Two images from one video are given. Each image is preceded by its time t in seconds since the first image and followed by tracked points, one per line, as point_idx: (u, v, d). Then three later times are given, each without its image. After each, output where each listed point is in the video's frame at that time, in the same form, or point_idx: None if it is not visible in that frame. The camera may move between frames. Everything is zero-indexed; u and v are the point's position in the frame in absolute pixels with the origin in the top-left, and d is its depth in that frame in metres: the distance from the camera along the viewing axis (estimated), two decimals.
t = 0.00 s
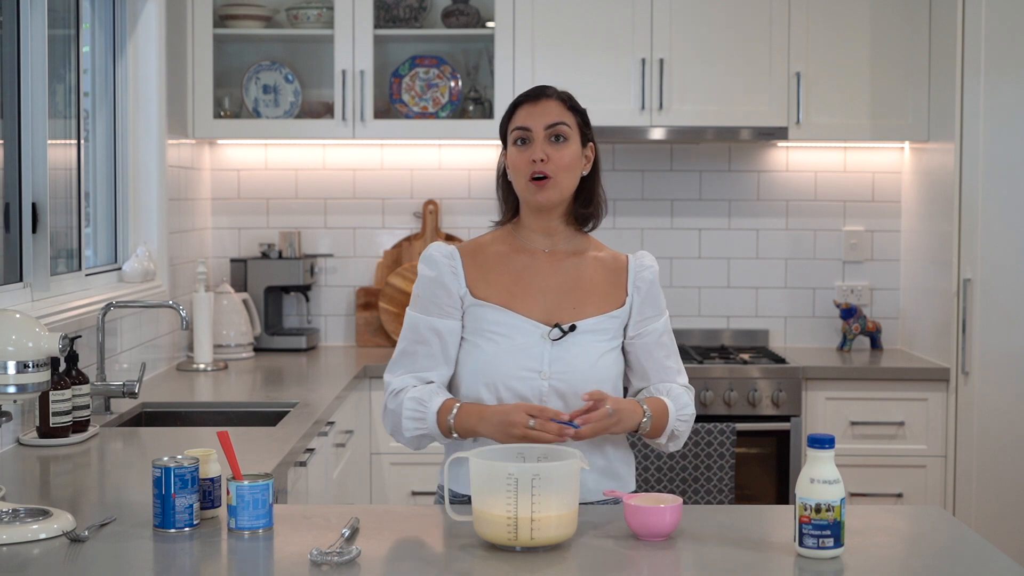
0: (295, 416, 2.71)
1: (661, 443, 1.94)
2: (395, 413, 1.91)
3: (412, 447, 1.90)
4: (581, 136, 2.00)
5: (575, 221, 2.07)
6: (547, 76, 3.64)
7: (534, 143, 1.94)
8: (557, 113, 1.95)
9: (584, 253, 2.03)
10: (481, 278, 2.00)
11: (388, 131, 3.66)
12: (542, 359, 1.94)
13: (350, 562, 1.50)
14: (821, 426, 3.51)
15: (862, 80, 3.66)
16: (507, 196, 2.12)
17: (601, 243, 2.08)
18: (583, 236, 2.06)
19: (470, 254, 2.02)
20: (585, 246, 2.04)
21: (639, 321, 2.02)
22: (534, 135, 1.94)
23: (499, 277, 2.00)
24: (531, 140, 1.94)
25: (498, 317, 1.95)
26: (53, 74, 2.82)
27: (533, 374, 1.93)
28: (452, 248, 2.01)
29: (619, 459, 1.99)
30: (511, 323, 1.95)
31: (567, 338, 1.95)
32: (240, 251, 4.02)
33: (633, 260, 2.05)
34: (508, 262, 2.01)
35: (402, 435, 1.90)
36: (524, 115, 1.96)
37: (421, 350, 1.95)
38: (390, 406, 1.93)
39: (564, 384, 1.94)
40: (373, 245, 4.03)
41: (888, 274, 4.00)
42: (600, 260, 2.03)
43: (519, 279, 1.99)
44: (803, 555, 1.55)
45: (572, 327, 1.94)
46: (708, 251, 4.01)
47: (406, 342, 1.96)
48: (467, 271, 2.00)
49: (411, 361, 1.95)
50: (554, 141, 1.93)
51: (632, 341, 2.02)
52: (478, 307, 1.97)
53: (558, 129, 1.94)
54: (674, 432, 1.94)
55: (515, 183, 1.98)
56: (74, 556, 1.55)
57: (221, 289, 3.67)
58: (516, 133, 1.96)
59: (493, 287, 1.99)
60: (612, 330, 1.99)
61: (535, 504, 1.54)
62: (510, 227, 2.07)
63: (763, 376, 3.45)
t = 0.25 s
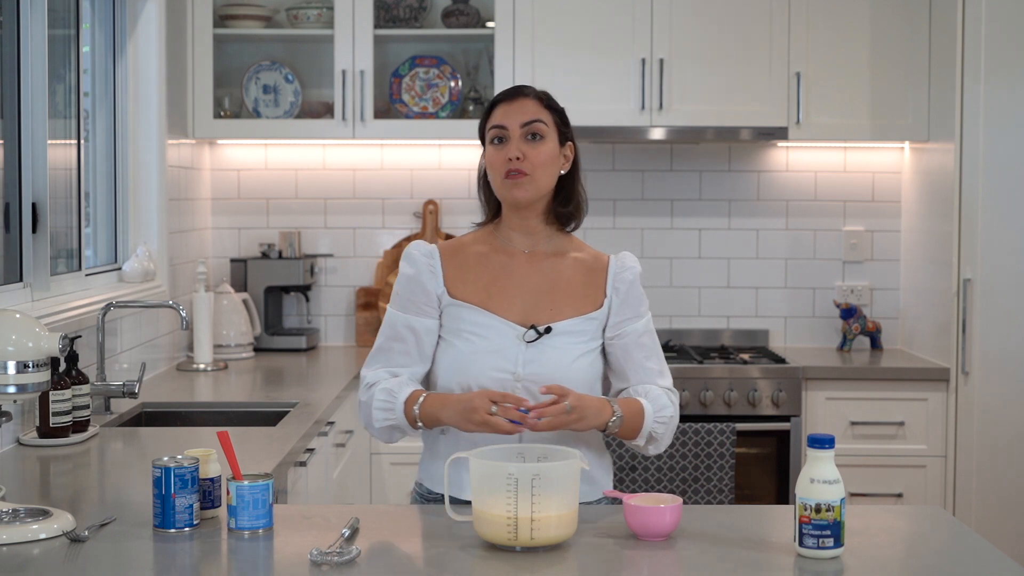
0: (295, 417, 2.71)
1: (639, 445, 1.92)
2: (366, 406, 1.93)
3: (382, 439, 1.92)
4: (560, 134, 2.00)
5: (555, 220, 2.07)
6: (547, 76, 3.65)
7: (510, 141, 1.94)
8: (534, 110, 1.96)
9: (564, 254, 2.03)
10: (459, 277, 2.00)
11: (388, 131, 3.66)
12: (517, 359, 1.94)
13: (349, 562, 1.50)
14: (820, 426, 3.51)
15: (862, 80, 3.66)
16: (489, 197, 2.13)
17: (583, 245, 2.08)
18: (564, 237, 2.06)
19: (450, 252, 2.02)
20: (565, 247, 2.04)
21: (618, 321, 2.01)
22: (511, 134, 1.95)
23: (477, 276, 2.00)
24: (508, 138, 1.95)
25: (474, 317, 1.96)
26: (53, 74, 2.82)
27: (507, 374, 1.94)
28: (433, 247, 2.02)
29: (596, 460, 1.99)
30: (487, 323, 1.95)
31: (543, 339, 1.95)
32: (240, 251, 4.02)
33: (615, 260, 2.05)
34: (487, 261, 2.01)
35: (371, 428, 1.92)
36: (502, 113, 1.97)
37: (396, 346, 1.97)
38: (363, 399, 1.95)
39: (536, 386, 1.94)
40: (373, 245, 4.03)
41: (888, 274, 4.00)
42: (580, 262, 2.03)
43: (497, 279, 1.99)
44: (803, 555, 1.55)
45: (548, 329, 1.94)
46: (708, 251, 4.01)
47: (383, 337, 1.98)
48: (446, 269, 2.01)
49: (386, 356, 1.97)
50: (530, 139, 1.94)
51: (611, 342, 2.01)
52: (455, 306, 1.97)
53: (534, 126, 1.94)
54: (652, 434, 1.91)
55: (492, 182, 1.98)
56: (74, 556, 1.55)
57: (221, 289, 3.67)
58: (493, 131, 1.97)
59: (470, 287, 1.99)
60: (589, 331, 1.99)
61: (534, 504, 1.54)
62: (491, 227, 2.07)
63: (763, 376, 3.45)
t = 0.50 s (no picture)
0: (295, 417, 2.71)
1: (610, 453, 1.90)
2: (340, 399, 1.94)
3: (353, 433, 1.92)
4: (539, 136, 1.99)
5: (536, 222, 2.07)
6: (547, 76, 3.64)
7: (489, 144, 1.94)
8: (512, 113, 1.95)
9: (546, 257, 2.02)
10: (438, 277, 2.00)
11: (388, 131, 3.66)
12: (491, 362, 1.94)
13: (349, 562, 1.50)
14: (820, 426, 3.51)
15: (863, 80, 3.65)
16: (474, 196, 2.12)
17: (566, 247, 2.07)
18: (546, 239, 2.05)
19: (431, 252, 2.02)
20: (547, 250, 2.03)
21: (595, 327, 1.99)
22: (489, 137, 1.94)
23: (456, 277, 2.00)
24: (486, 140, 1.94)
25: (451, 318, 1.96)
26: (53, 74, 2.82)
27: (480, 377, 1.94)
28: (414, 245, 2.03)
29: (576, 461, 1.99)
30: (464, 325, 1.95)
31: (519, 342, 1.95)
32: (240, 252, 4.02)
33: (595, 264, 2.03)
34: (467, 262, 2.01)
35: (344, 421, 1.92)
36: (480, 116, 1.96)
37: (373, 341, 1.98)
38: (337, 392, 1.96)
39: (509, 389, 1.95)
40: (373, 245, 4.03)
41: (888, 274, 4.00)
42: (562, 265, 2.02)
43: (476, 281, 1.99)
44: (803, 555, 1.55)
45: (524, 332, 1.94)
46: (708, 251, 4.01)
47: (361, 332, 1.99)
48: (426, 269, 2.01)
49: (363, 351, 1.98)
50: (508, 142, 1.94)
51: (587, 348, 1.99)
52: (432, 306, 1.98)
53: (512, 129, 1.94)
54: (624, 442, 1.89)
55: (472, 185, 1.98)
56: (74, 556, 1.55)
57: (221, 289, 3.67)
58: (472, 135, 1.97)
59: (449, 287, 1.99)
60: (567, 336, 1.98)
61: (535, 504, 1.54)
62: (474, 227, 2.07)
63: (763, 376, 3.45)
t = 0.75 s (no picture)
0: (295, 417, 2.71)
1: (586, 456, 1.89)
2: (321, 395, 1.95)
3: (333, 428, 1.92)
4: (511, 144, 1.94)
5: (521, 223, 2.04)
6: (547, 76, 3.64)
7: (454, 161, 1.92)
8: (475, 127, 1.91)
9: (530, 258, 2.00)
10: (422, 275, 2.00)
11: (388, 131, 3.66)
12: (468, 360, 1.94)
13: (349, 562, 1.50)
14: (820, 426, 3.51)
15: (863, 81, 3.66)
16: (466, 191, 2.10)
17: (551, 247, 2.05)
18: (531, 239, 2.03)
19: (417, 250, 2.02)
20: (532, 250, 2.01)
21: (577, 330, 1.97)
22: (454, 153, 1.92)
23: (440, 276, 2.00)
24: (452, 156, 1.92)
25: (433, 317, 1.97)
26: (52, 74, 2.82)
27: (457, 375, 1.94)
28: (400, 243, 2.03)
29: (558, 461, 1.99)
30: (444, 324, 1.96)
31: (497, 342, 1.95)
32: (240, 252, 4.02)
33: (580, 266, 2.01)
34: (450, 261, 2.01)
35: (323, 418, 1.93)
36: (448, 129, 1.93)
37: (355, 338, 1.98)
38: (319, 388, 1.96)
39: (486, 388, 1.94)
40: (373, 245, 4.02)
41: (888, 274, 4.00)
42: (547, 266, 2.00)
43: (459, 280, 1.99)
44: (803, 555, 1.55)
45: (503, 332, 1.94)
46: (708, 251, 4.01)
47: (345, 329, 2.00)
48: (410, 267, 2.01)
49: (346, 347, 1.99)
50: (472, 158, 1.91)
51: (568, 350, 1.98)
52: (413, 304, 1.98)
53: (474, 146, 1.90)
54: (599, 446, 1.88)
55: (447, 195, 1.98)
56: (74, 556, 1.55)
57: (221, 289, 3.67)
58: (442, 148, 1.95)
59: (432, 285, 1.99)
60: (547, 337, 1.97)
61: (534, 504, 1.54)
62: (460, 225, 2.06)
63: (763, 376, 3.45)
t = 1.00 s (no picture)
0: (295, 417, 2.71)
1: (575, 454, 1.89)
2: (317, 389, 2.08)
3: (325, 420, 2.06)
4: (489, 148, 1.92)
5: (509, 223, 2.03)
6: (546, 76, 3.64)
7: (431, 168, 1.92)
8: (449, 134, 1.90)
9: (518, 256, 2.00)
10: (410, 275, 2.03)
11: (388, 131, 3.66)
12: (451, 356, 1.95)
13: (349, 562, 1.50)
14: (820, 426, 3.51)
15: (863, 81, 3.66)
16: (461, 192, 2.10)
17: (541, 246, 2.04)
18: (520, 238, 2.02)
19: (406, 252, 2.06)
20: (520, 249, 2.01)
21: (567, 330, 1.96)
22: (430, 160, 1.92)
23: (427, 275, 2.02)
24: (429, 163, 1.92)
25: (418, 316, 1.99)
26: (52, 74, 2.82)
27: (439, 371, 1.95)
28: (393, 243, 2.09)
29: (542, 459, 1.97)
30: (429, 321, 1.98)
31: (478, 338, 1.95)
32: (240, 252, 4.02)
33: (569, 265, 1.99)
34: (438, 260, 2.03)
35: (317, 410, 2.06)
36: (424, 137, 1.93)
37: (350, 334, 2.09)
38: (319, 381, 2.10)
39: (467, 384, 1.94)
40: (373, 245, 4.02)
41: (888, 274, 4.00)
42: (535, 264, 2.00)
43: (445, 279, 2.01)
44: (803, 555, 1.55)
45: (485, 328, 1.94)
46: (708, 251, 4.01)
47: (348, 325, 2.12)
48: (397, 267, 2.05)
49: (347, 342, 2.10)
50: (448, 165, 1.90)
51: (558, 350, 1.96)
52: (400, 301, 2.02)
53: (448, 154, 1.89)
54: (589, 444, 1.88)
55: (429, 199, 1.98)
56: (74, 556, 1.55)
57: (221, 289, 3.67)
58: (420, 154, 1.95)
59: (420, 285, 2.02)
60: (532, 335, 1.97)
61: (535, 504, 1.54)
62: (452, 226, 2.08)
63: (763, 376, 3.45)
